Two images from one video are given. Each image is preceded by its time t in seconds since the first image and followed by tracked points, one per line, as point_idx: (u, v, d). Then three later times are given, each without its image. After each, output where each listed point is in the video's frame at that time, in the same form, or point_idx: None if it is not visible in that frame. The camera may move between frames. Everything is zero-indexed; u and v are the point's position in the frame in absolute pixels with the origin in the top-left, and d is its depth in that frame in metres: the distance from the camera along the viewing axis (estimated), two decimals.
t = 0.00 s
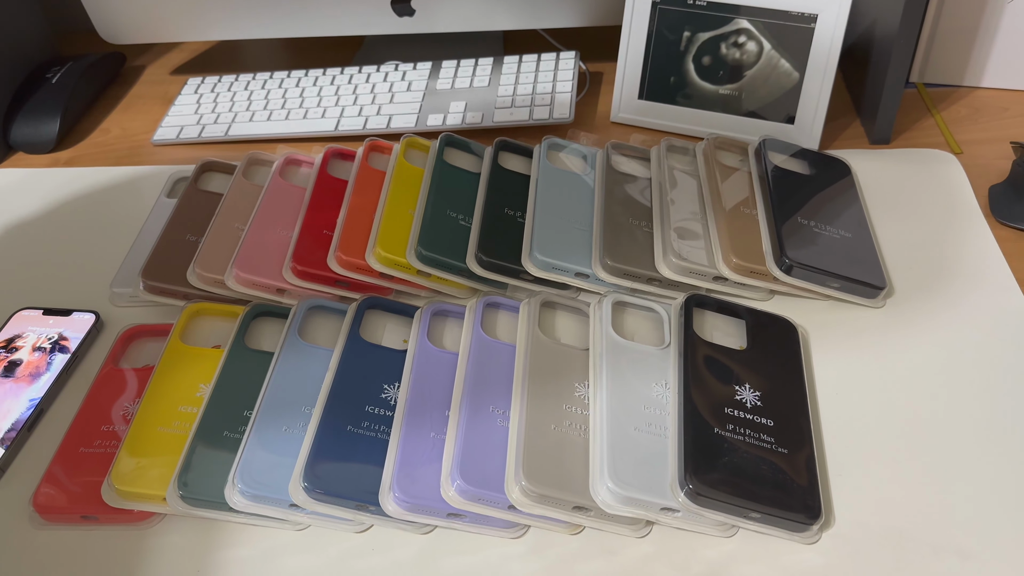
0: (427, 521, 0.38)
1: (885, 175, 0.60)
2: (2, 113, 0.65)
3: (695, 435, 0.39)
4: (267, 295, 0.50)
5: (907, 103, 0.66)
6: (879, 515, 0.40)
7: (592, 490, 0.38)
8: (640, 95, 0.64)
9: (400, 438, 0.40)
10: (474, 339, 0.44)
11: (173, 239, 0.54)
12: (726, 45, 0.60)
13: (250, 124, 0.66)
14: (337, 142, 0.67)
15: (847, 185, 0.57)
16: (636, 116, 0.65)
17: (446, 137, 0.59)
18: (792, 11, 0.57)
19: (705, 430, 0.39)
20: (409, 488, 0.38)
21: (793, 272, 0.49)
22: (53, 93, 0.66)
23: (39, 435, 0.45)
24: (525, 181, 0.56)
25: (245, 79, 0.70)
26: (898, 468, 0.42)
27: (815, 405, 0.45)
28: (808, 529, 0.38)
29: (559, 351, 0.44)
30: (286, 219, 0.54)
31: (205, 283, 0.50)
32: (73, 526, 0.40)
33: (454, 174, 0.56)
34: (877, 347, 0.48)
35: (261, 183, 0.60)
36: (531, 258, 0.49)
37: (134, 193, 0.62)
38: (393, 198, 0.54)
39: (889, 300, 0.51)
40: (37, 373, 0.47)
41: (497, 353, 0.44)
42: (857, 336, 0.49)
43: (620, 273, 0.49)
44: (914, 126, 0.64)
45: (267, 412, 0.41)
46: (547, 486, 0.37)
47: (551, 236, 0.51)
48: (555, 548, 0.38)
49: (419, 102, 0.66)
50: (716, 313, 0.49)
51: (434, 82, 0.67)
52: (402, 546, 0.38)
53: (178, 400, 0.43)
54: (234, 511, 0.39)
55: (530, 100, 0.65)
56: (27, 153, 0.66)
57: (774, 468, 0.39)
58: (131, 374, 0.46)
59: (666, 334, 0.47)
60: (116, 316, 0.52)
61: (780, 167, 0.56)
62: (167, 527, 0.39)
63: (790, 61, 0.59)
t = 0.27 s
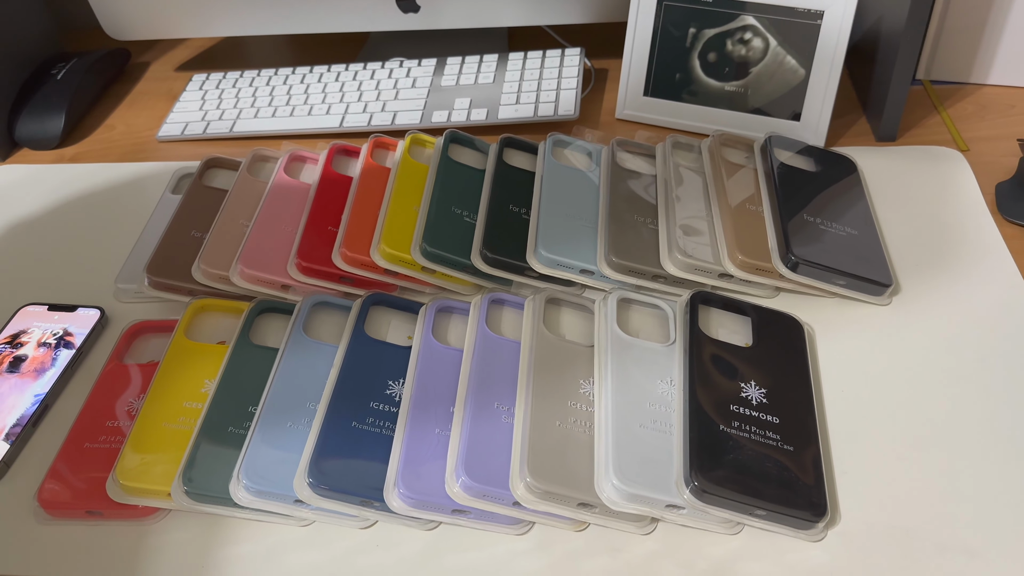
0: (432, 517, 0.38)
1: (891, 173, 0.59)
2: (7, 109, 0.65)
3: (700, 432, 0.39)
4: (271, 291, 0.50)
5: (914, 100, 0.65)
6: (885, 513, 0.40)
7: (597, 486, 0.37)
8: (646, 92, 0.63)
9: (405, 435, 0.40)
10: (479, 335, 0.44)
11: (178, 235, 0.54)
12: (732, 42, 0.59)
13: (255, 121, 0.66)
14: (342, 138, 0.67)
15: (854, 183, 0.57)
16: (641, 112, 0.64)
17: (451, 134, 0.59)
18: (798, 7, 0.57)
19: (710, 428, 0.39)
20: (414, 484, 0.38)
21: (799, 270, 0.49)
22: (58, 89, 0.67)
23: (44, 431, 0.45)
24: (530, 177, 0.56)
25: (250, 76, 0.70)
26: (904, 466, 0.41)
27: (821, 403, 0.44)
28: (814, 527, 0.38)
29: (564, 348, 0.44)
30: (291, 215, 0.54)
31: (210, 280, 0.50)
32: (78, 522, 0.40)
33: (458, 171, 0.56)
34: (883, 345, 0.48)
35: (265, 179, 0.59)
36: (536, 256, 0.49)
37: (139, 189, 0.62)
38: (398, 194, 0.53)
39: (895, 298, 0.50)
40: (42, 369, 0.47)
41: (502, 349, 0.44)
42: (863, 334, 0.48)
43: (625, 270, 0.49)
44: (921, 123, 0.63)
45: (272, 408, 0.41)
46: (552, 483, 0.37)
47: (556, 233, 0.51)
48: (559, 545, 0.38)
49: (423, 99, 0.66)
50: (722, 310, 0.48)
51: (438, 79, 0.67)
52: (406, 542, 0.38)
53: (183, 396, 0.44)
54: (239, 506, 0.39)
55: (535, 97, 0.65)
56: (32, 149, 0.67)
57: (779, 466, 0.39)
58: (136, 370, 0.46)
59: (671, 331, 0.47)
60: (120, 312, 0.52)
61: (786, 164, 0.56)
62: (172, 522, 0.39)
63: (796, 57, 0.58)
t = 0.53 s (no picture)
0: (435, 515, 0.38)
1: (896, 171, 0.59)
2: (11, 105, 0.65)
3: (704, 430, 0.39)
4: (275, 289, 0.50)
5: (919, 98, 0.65)
6: (889, 512, 0.39)
7: (601, 484, 0.37)
8: (650, 90, 0.63)
9: (408, 432, 0.40)
10: (483, 333, 0.44)
11: (182, 232, 0.54)
12: (736, 40, 0.59)
13: (259, 118, 0.66)
14: (345, 135, 0.67)
15: (859, 181, 0.56)
16: (645, 110, 0.64)
17: (454, 131, 0.59)
18: (803, 5, 0.57)
19: (714, 426, 0.39)
20: (417, 481, 0.38)
21: (803, 268, 0.48)
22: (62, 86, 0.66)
23: (49, 427, 0.45)
24: (534, 175, 0.56)
25: (254, 73, 0.70)
26: (909, 465, 0.41)
27: (825, 402, 0.44)
28: (817, 525, 0.38)
29: (568, 346, 0.44)
30: (294, 212, 0.54)
31: (214, 276, 0.50)
32: (82, 518, 0.40)
33: (462, 168, 0.56)
34: (888, 344, 0.47)
35: (269, 176, 0.59)
36: (540, 253, 0.49)
37: (143, 186, 0.62)
38: (401, 192, 0.53)
39: (900, 297, 0.50)
40: (46, 365, 0.47)
41: (506, 347, 0.44)
42: (867, 333, 0.48)
43: (629, 268, 0.49)
44: (926, 121, 0.63)
45: (275, 405, 0.41)
46: (556, 480, 0.37)
47: (560, 231, 0.51)
48: (562, 542, 0.38)
49: (427, 96, 0.65)
50: (726, 308, 0.48)
51: (442, 76, 0.67)
52: (409, 540, 0.38)
53: (186, 392, 0.44)
54: (243, 503, 0.39)
55: (539, 94, 0.64)
56: (37, 145, 0.67)
57: (783, 464, 0.39)
58: (140, 366, 0.46)
59: (675, 330, 0.47)
60: (124, 309, 0.52)
61: (791, 162, 0.56)
62: (175, 519, 0.40)
63: (801, 55, 0.58)
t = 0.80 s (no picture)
0: (440, 515, 0.38)
1: (902, 172, 0.59)
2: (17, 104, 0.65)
3: (710, 431, 0.39)
4: (280, 288, 0.50)
5: (924, 98, 0.65)
6: (895, 513, 0.39)
7: (607, 485, 0.37)
8: (655, 89, 0.63)
9: (414, 433, 0.40)
10: (489, 334, 0.44)
11: (187, 231, 0.54)
12: (741, 40, 0.59)
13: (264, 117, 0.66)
14: (350, 134, 0.67)
15: (865, 181, 0.56)
16: (650, 110, 0.64)
17: (459, 130, 0.59)
18: (809, 5, 0.57)
19: (719, 427, 0.39)
20: (423, 481, 0.38)
21: (809, 269, 0.48)
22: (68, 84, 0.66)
23: (55, 426, 0.45)
24: (539, 174, 0.56)
25: (258, 71, 0.70)
26: (915, 467, 0.41)
27: (831, 403, 0.44)
28: (823, 527, 0.38)
29: (573, 346, 0.44)
30: (299, 211, 0.53)
31: (219, 276, 0.50)
32: (89, 516, 0.40)
33: (468, 168, 0.56)
34: (894, 345, 0.47)
35: (274, 174, 0.59)
36: (546, 253, 0.49)
37: (147, 185, 0.62)
38: (407, 191, 0.53)
39: (905, 298, 0.50)
40: (52, 364, 0.47)
41: (512, 348, 0.44)
42: (873, 334, 0.48)
43: (635, 268, 0.49)
44: (932, 121, 0.63)
45: (281, 404, 0.41)
46: (561, 481, 0.37)
47: (566, 230, 0.51)
48: (568, 543, 0.38)
49: (432, 95, 0.65)
50: (732, 309, 0.48)
51: (447, 75, 0.67)
52: (414, 539, 0.38)
53: (192, 391, 0.44)
54: (249, 502, 0.39)
55: (544, 94, 0.64)
56: (42, 144, 0.67)
57: (789, 466, 0.39)
58: (146, 365, 0.46)
59: (680, 330, 0.47)
60: (130, 308, 0.52)
61: (797, 162, 0.56)
62: (181, 518, 0.40)
63: (806, 55, 0.58)
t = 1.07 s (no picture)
0: (439, 520, 0.38)
1: (904, 173, 0.59)
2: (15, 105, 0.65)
3: (711, 437, 0.38)
4: (279, 290, 0.49)
5: (927, 99, 0.65)
6: (898, 520, 0.39)
7: (607, 491, 0.37)
8: (656, 89, 0.63)
9: (412, 438, 0.39)
10: (488, 337, 0.44)
11: (185, 232, 0.53)
12: (743, 40, 0.59)
13: (262, 116, 0.65)
14: (349, 134, 0.66)
15: (867, 183, 0.56)
16: (651, 110, 0.64)
17: (459, 131, 0.58)
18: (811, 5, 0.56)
19: (721, 432, 0.39)
20: (421, 487, 0.37)
21: (811, 272, 0.48)
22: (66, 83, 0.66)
23: (51, 428, 0.45)
24: (539, 176, 0.55)
25: (257, 70, 0.70)
26: (916, 472, 0.41)
27: (832, 407, 0.44)
28: (825, 533, 0.38)
29: (573, 350, 0.43)
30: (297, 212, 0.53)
31: (217, 277, 0.49)
32: (85, 521, 0.40)
33: (467, 169, 0.55)
34: (895, 348, 0.47)
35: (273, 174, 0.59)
36: (545, 256, 0.49)
37: (146, 184, 0.61)
38: (406, 192, 0.53)
39: (907, 301, 0.50)
40: (49, 366, 0.47)
41: (511, 352, 0.43)
42: (874, 338, 0.48)
43: (635, 271, 0.49)
44: (934, 122, 0.63)
45: (278, 408, 0.41)
46: (561, 487, 0.37)
47: (566, 232, 0.50)
48: (567, 549, 0.38)
49: (431, 96, 0.65)
50: (733, 312, 0.48)
51: (447, 75, 0.67)
52: (413, 545, 0.38)
53: (189, 395, 0.43)
54: (246, 507, 0.39)
55: (544, 94, 0.64)
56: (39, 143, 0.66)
57: (790, 471, 0.38)
58: (143, 368, 0.46)
59: (681, 334, 0.46)
60: (127, 310, 0.52)
61: (799, 164, 0.55)
62: (178, 522, 0.39)
63: (809, 56, 0.57)
